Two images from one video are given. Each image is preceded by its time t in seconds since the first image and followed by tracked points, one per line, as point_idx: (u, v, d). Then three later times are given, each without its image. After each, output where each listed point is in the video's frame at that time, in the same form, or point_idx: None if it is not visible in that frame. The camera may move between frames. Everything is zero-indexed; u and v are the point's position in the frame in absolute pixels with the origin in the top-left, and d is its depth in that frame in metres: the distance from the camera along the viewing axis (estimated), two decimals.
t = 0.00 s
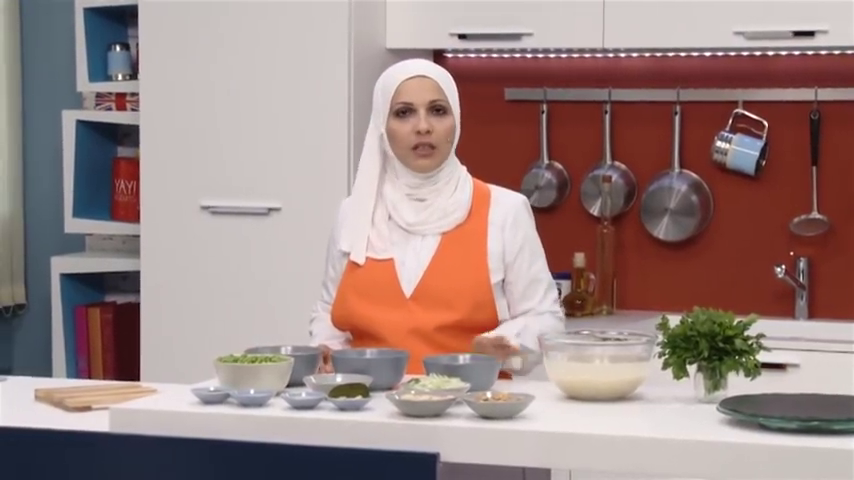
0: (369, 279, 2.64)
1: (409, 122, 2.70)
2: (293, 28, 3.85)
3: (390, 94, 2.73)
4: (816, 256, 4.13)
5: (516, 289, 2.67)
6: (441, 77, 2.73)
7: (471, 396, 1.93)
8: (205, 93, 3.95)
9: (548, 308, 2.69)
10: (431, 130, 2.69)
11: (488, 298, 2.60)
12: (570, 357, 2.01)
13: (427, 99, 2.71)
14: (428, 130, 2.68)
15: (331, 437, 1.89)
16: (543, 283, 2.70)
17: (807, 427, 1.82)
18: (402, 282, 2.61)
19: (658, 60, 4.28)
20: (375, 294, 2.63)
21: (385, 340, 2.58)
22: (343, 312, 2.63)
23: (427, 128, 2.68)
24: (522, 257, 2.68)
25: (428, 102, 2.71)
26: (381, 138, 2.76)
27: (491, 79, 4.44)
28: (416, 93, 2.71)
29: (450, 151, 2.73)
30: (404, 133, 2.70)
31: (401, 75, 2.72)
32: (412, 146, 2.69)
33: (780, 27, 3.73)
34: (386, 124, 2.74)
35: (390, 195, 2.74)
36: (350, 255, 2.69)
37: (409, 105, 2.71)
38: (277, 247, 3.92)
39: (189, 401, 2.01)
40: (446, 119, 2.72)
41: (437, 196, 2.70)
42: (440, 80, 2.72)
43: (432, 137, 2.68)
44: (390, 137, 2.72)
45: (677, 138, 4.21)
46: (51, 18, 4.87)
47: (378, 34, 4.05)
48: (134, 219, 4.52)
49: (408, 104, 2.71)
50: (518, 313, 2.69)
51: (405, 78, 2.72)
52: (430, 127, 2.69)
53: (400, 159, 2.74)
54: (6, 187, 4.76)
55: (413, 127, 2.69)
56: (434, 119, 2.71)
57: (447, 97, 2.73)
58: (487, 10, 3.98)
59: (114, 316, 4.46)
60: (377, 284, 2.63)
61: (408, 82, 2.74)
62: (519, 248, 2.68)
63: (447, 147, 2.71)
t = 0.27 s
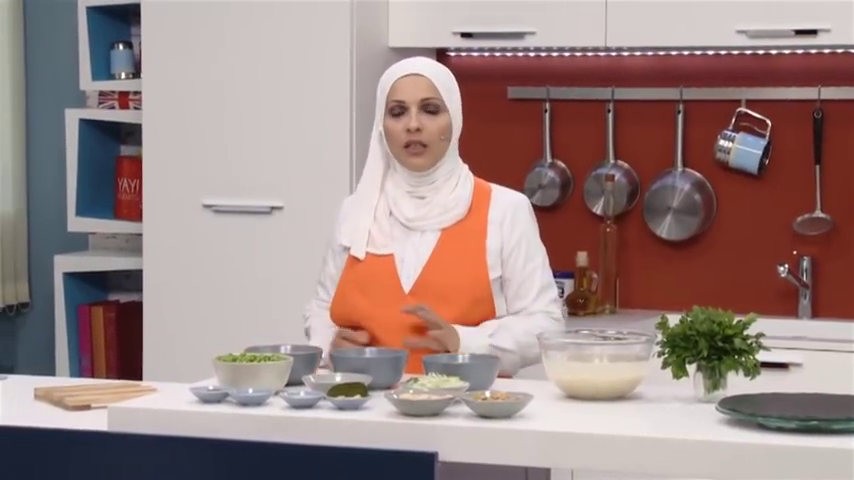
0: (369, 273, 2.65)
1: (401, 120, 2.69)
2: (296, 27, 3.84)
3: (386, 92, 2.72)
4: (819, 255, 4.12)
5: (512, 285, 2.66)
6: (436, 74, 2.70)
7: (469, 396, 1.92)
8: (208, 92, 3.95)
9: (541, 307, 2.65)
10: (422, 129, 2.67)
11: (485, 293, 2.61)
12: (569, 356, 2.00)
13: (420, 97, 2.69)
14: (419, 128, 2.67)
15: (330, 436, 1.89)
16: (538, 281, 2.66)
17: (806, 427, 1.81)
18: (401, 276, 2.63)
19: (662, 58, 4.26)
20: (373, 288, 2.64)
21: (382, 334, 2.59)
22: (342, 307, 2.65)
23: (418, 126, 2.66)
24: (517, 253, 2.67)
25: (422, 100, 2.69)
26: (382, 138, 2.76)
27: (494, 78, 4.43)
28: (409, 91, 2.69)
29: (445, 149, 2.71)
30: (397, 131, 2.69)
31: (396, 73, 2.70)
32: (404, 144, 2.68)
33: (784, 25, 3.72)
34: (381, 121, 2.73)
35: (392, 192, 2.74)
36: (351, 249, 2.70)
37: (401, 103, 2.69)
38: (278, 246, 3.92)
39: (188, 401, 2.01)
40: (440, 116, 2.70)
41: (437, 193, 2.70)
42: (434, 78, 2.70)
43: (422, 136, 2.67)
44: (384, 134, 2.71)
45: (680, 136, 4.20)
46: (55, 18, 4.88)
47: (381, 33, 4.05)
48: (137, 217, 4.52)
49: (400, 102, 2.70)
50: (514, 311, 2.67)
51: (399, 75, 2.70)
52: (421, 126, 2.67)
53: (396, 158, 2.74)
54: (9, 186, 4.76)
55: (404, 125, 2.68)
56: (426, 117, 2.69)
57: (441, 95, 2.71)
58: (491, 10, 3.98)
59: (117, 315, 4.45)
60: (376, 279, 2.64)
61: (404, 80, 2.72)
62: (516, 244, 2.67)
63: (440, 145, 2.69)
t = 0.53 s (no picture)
0: (372, 270, 2.67)
1: (403, 117, 2.68)
2: (299, 25, 3.84)
3: (388, 90, 2.71)
4: (823, 255, 4.12)
5: (513, 281, 2.66)
6: (437, 71, 2.69)
7: (468, 395, 1.92)
8: (211, 91, 3.94)
9: (541, 304, 2.63)
10: (425, 125, 2.66)
11: (487, 289, 2.63)
12: (569, 355, 2.00)
13: (422, 94, 2.68)
14: (422, 124, 2.66)
15: (329, 435, 1.88)
16: (538, 280, 2.64)
17: (805, 427, 1.80)
18: (404, 272, 2.65)
19: (667, 56, 4.24)
20: (376, 284, 2.66)
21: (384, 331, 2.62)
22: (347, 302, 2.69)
23: (421, 122, 2.65)
24: (518, 250, 2.65)
25: (424, 96, 2.68)
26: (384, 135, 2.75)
27: (498, 77, 4.42)
28: (411, 88, 2.69)
29: (448, 145, 2.70)
30: (400, 128, 2.68)
31: (398, 71, 2.70)
32: (408, 141, 2.67)
33: (788, 24, 3.71)
34: (385, 120, 2.72)
35: (395, 189, 2.73)
36: (354, 245, 2.72)
37: (403, 100, 2.69)
38: (281, 244, 3.92)
39: (187, 399, 2.01)
40: (443, 112, 2.69)
41: (439, 190, 2.69)
42: (435, 75, 2.69)
43: (425, 132, 2.66)
44: (387, 132, 2.71)
45: (684, 135, 4.19)
46: (60, 18, 4.88)
47: (385, 32, 4.04)
48: (141, 215, 4.51)
49: (403, 99, 2.69)
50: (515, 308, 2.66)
51: (401, 73, 2.70)
52: (424, 122, 2.66)
53: (400, 155, 2.73)
54: (14, 184, 4.77)
55: (407, 122, 2.67)
56: (428, 113, 2.68)
57: (443, 90, 2.70)
58: (495, 9, 3.97)
59: (121, 313, 4.45)
60: (379, 275, 2.67)
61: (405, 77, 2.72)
62: (517, 240, 2.66)
63: (443, 140, 2.68)
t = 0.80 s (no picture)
0: (374, 272, 2.64)
1: (412, 112, 2.68)
2: (304, 24, 3.84)
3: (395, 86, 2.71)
4: (830, 254, 4.10)
5: (525, 282, 2.67)
6: (445, 69, 2.71)
7: (468, 394, 1.91)
8: (217, 90, 3.94)
9: (558, 301, 2.66)
10: (435, 120, 2.66)
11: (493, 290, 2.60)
12: (571, 355, 1.99)
13: (431, 90, 2.69)
14: (432, 119, 2.66)
15: (329, 435, 1.88)
16: (551, 277, 2.69)
17: (806, 427, 1.80)
18: (406, 274, 2.61)
19: (673, 55, 4.23)
20: (377, 286, 2.63)
21: (387, 334, 2.57)
22: (346, 305, 2.64)
23: (431, 117, 2.66)
24: (527, 251, 2.67)
25: (432, 93, 2.69)
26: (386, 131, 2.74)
27: (504, 76, 4.41)
28: (419, 84, 2.69)
29: (454, 143, 2.71)
30: (409, 123, 2.68)
31: (406, 67, 2.70)
32: (416, 136, 2.67)
33: (793, 23, 3.70)
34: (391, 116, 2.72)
35: (396, 187, 2.74)
36: (355, 248, 2.69)
37: (412, 96, 2.69)
38: (287, 243, 3.91)
39: (187, 399, 2.01)
40: (450, 110, 2.70)
41: (441, 189, 2.69)
42: (443, 72, 2.70)
43: (435, 126, 2.66)
44: (394, 128, 2.70)
45: (690, 134, 4.18)
46: (67, 18, 4.89)
47: (390, 31, 4.03)
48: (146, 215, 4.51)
49: (411, 94, 2.69)
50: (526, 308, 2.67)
51: (409, 69, 2.70)
52: (433, 117, 2.67)
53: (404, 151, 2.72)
54: (20, 184, 4.78)
55: (416, 117, 2.67)
56: (437, 110, 2.69)
57: (450, 88, 2.72)
58: (501, 9, 3.97)
59: (127, 312, 4.45)
60: (381, 277, 2.63)
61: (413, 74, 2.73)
62: (525, 242, 2.67)
63: (451, 137, 2.68)
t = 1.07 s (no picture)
0: (375, 272, 2.63)
1: (412, 110, 2.68)
2: (309, 23, 3.84)
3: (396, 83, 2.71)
4: (835, 254, 4.09)
5: (524, 282, 2.66)
6: (446, 67, 2.71)
7: (468, 394, 1.91)
8: (221, 89, 3.94)
9: (556, 304, 2.67)
10: (435, 118, 2.66)
11: (492, 289, 2.62)
12: (572, 355, 1.99)
13: (432, 88, 2.69)
14: (431, 118, 2.66)
15: (328, 434, 1.88)
16: (550, 277, 2.68)
17: (806, 427, 1.79)
18: (408, 274, 2.62)
19: (678, 55, 4.22)
20: (379, 286, 2.63)
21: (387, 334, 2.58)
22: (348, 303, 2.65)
23: (430, 115, 2.66)
24: (528, 252, 2.66)
25: (433, 91, 2.69)
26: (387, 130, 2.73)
27: (509, 75, 4.41)
28: (420, 82, 2.69)
29: (454, 142, 2.71)
30: (408, 121, 2.68)
31: (407, 64, 2.70)
32: (415, 133, 2.66)
33: (798, 22, 3.69)
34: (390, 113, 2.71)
35: (397, 187, 2.72)
36: (357, 247, 2.69)
37: (413, 94, 2.68)
38: (290, 242, 3.91)
39: (188, 398, 2.00)
40: (451, 108, 2.70)
41: (444, 188, 2.69)
42: (445, 71, 2.70)
43: (434, 125, 2.66)
44: (393, 125, 2.69)
45: (695, 134, 4.18)
46: (72, 17, 4.90)
47: (395, 30, 4.03)
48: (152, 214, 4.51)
49: (411, 92, 2.69)
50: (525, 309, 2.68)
51: (410, 66, 2.70)
52: (433, 116, 2.66)
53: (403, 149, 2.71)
54: (26, 184, 4.79)
55: (416, 114, 2.66)
56: (437, 108, 2.68)
57: (451, 87, 2.71)
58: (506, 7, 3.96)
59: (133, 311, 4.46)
60: (382, 276, 2.63)
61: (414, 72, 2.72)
62: (526, 243, 2.67)
63: (451, 136, 2.68)
